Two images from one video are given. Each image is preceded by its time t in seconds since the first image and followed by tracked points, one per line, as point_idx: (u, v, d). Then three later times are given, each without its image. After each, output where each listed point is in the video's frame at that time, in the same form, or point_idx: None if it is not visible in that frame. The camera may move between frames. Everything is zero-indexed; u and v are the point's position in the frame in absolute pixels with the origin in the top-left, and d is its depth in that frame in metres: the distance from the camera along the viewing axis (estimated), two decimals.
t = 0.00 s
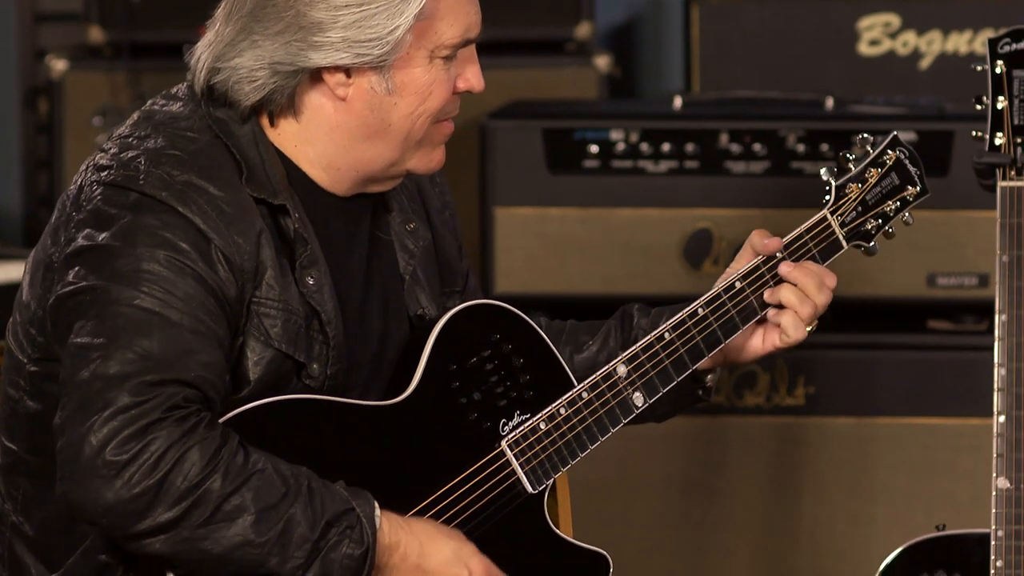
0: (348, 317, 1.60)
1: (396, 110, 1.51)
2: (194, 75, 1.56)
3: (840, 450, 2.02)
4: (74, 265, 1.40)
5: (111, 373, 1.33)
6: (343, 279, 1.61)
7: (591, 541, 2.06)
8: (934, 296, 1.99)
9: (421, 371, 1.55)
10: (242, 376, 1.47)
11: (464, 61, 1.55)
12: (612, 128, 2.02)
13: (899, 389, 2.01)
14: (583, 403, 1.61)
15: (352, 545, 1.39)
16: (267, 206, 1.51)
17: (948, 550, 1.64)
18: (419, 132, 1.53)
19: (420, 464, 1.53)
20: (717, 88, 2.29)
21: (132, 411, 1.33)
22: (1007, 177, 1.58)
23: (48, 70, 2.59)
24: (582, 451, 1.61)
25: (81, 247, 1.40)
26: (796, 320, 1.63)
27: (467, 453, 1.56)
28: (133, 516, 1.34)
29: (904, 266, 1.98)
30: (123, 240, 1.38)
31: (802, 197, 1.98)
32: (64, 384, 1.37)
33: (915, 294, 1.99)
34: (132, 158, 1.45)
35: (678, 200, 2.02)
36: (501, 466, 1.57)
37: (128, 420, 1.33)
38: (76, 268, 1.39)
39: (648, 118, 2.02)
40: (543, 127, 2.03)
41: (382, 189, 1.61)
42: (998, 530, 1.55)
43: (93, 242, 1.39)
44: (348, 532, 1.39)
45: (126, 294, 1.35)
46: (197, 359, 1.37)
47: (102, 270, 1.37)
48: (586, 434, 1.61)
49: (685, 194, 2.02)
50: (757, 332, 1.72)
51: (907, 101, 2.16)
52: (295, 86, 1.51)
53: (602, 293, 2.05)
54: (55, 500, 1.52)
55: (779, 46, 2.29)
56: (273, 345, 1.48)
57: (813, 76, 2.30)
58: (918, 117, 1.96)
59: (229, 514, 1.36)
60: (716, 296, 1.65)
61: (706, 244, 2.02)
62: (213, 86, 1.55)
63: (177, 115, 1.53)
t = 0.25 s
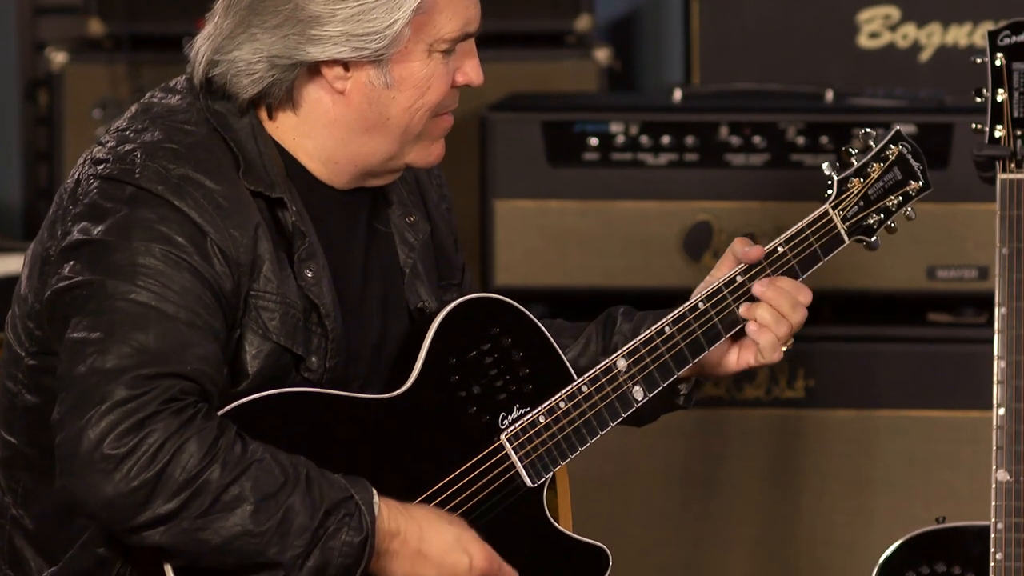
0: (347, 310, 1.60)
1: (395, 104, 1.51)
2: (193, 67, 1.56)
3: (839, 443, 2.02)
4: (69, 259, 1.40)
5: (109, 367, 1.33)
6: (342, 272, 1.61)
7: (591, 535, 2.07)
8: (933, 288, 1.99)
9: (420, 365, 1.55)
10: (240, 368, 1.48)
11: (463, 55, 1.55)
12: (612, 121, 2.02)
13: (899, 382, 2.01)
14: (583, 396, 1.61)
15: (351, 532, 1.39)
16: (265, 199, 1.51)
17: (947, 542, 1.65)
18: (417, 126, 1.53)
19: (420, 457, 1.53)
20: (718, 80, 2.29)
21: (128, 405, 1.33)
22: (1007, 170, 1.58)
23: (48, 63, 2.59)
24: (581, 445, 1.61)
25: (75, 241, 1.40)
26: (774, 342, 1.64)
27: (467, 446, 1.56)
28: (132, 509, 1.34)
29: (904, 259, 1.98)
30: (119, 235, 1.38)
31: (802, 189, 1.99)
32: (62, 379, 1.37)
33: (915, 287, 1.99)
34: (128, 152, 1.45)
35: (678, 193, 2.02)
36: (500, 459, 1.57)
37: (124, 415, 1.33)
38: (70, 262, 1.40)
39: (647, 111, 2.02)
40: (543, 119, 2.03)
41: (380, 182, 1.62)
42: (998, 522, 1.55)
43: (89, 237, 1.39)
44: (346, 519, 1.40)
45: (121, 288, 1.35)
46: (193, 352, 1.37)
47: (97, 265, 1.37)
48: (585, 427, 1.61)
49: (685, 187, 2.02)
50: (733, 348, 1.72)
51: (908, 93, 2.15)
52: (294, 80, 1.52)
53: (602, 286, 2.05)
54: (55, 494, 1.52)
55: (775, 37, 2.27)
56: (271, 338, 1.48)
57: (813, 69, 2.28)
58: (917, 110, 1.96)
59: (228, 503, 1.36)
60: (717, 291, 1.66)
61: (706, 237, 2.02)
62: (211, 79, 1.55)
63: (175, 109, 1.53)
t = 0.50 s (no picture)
0: (347, 306, 1.61)
1: (392, 102, 1.52)
2: (191, 62, 1.57)
3: (838, 438, 2.02)
4: (68, 256, 1.40)
5: (112, 360, 1.34)
6: (341, 268, 1.61)
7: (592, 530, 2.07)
8: (932, 283, 1.99)
9: (420, 365, 1.55)
10: (238, 364, 1.48)
11: (462, 55, 1.55)
12: (612, 116, 2.02)
13: (898, 377, 2.01)
14: (585, 391, 1.61)
15: (354, 512, 1.40)
16: (263, 195, 1.51)
17: (947, 537, 1.65)
18: (415, 124, 1.54)
19: (420, 452, 1.53)
20: (718, 76, 2.29)
21: (134, 395, 1.34)
22: (1007, 165, 1.58)
23: (48, 58, 2.59)
24: (583, 440, 1.61)
25: (75, 238, 1.40)
26: (777, 331, 1.63)
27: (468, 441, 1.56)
28: (141, 498, 1.34)
29: (904, 254, 1.98)
30: (120, 230, 1.38)
31: (802, 184, 1.99)
32: (64, 373, 1.37)
33: (915, 282, 1.99)
34: (126, 148, 1.45)
35: (678, 189, 2.02)
36: (501, 453, 1.57)
37: (130, 405, 1.34)
38: (70, 260, 1.40)
39: (647, 106, 2.02)
40: (542, 114, 2.03)
41: (378, 180, 1.62)
42: (998, 518, 1.56)
43: (89, 233, 1.39)
44: (348, 499, 1.40)
45: (123, 282, 1.36)
46: (196, 346, 1.37)
47: (98, 260, 1.37)
48: (586, 422, 1.61)
49: (685, 182, 2.02)
50: (738, 338, 1.72)
51: (908, 89, 2.15)
52: (292, 76, 1.52)
53: (602, 281, 2.05)
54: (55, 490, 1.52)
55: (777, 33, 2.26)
56: (270, 332, 1.48)
57: (814, 63, 2.28)
58: (917, 106, 1.96)
59: (237, 489, 1.37)
60: (719, 286, 1.65)
61: (706, 231, 2.02)
62: (210, 74, 1.55)
63: (174, 104, 1.53)
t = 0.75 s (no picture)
0: (348, 302, 1.61)
1: (394, 101, 1.52)
2: (193, 59, 1.57)
3: (839, 434, 2.02)
4: (71, 252, 1.40)
5: (115, 356, 1.34)
6: (342, 266, 1.61)
7: (593, 527, 2.07)
8: (932, 280, 1.99)
9: (421, 358, 1.56)
10: (240, 361, 1.48)
11: (463, 53, 1.55)
12: (611, 112, 2.02)
13: (898, 373, 2.02)
14: (586, 388, 1.61)
15: (350, 499, 1.40)
16: (265, 193, 1.51)
17: (946, 533, 1.65)
18: (415, 122, 1.54)
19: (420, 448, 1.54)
20: (718, 73, 2.29)
21: (135, 391, 1.34)
22: (1007, 162, 1.58)
23: (48, 56, 2.59)
24: (584, 438, 1.61)
25: (77, 235, 1.40)
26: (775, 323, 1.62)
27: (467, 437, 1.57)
28: (143, 493, 1.34)
29: (904, 251, 1.98)
30: (122, 226, 1.38)
31: (802, 181, 1.99)
32: (65, 369, 1.37)
33: (915, 279, 2.00)
34: (128, 145, 1.46)
35: (678, 185, 2.02)
36: (502, 450, 1.58)
37: (132, 400, 1.34)
38: (73, 256, 1.40)
39: (647, 103, 2.02)
40: (543, 110, 2.03)
41: (379, 177, 1.62)
42: (998, 514, 1.56)
43: (92, 228, 1.39)
44: (343, 487, 1.40)
45: (125, 277, 1.36)
46: (197, 342, 1.38)
47: (100, 256, 1.37)
48: (588, 419, 1.61)
49: (684, 179, 2.02)
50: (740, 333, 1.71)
51: (907, 86, 2.15)
52: (293, 73, 1.52)
53: (602, 277, 2.05)
54: (56, 485, 1.52)
55: (777, 30, 2.26)
56: (272, 331, 1.48)
57: (814, 60, 2.28)
58: (917, 102, 1.96)
59: (237, 482, 1.37)
60: (721, 283, 1.65)
61: (706, 228, 2.02)
62: (211, 71, 1.55)
63: (175, 101, 1.53)
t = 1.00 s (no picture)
0: (348, 301, 1.61)
1: (394, 101, 1.52)
2: (195, 57, 1.57)
3: (839, 431, 2.02)
4: (71, 251, 1.40)
5: (115, 357, 1.34)
6: (343, 265, 1.61)
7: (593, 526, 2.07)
8: (933, 277, 1.99)
9: (419, 353, 1.55)
10: (241, 362, 1.48)
11: (464, 53, 1.55)
12: (611, 110, 2.02)
13: (898, 371, 2.02)
14: (581, 385, 1.61)
15: (349, 497, 1.40)
16: (265, 193, 1.51)
17: (946, 531, 1.65)
18: (416, 122, 1.54)
19: (420, 448, 1.54)
20: (718, 70, 2.29)
21: (136, 392, 1.34)
22: (1007, 160, 1.58)
23: (49, 53, 2.59)
24: (581, 434, 1.62)
25: (77, 234, 1.40)
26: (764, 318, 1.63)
27: (467, 436, 1.57)
28: (144, 494, 1.34)
29: (904, 249, 1.98)
30: (122, 226, 1.38)
31: (802, 179, 1.99)
32: (65, 369, 1.37)
33: (915, 276, 2.00)
34: (129, 144, 1.46)
35: (679, 183, 2.02)
36: (499, 449, 1.58)
37: (132, 401, 1.34)
38: (74, 255, 1.40)
39: (647, 100, 2.01)
40: (543, 108, 2.03)
41: (379, 177, 1.62)
42: (999, 512, 1.56)
43: (92, 228, 1.39)
44: (342, 484, 1.40)
45: (126, 277, 1.36)
46: (198, 343, 1.38)
47: (100, 256, 1.37)
48: (585, 416, 1.62)
49: (684, 176, 2.02)
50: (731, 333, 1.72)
51: (908, 83, 2.15)
52: (294, 72, 1.52)
53: (602, 275, 2.06)
54: (56, 483, 1.52)
55: (777, 27, 2.26)
56: (271, 332, 1.48)
57: (814, 58, 2.28)
58: (917, 100, 1.96)
59: (236, 482, 1.37)
60: (716, 279, 1.65)
61: (706, 226, 2.02)
62: (213, 69, 1.55)
63: (177, 99, 1.53)
